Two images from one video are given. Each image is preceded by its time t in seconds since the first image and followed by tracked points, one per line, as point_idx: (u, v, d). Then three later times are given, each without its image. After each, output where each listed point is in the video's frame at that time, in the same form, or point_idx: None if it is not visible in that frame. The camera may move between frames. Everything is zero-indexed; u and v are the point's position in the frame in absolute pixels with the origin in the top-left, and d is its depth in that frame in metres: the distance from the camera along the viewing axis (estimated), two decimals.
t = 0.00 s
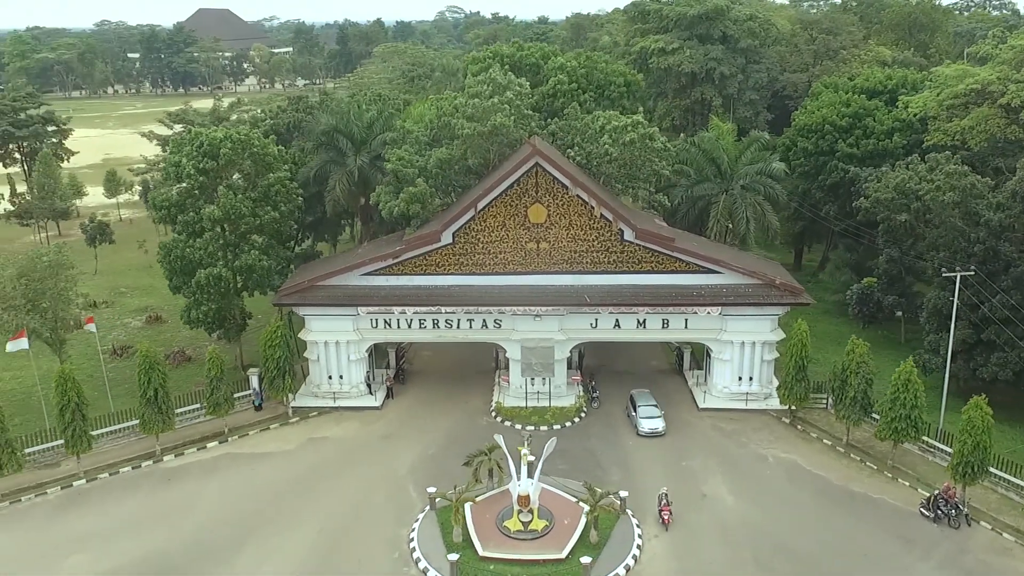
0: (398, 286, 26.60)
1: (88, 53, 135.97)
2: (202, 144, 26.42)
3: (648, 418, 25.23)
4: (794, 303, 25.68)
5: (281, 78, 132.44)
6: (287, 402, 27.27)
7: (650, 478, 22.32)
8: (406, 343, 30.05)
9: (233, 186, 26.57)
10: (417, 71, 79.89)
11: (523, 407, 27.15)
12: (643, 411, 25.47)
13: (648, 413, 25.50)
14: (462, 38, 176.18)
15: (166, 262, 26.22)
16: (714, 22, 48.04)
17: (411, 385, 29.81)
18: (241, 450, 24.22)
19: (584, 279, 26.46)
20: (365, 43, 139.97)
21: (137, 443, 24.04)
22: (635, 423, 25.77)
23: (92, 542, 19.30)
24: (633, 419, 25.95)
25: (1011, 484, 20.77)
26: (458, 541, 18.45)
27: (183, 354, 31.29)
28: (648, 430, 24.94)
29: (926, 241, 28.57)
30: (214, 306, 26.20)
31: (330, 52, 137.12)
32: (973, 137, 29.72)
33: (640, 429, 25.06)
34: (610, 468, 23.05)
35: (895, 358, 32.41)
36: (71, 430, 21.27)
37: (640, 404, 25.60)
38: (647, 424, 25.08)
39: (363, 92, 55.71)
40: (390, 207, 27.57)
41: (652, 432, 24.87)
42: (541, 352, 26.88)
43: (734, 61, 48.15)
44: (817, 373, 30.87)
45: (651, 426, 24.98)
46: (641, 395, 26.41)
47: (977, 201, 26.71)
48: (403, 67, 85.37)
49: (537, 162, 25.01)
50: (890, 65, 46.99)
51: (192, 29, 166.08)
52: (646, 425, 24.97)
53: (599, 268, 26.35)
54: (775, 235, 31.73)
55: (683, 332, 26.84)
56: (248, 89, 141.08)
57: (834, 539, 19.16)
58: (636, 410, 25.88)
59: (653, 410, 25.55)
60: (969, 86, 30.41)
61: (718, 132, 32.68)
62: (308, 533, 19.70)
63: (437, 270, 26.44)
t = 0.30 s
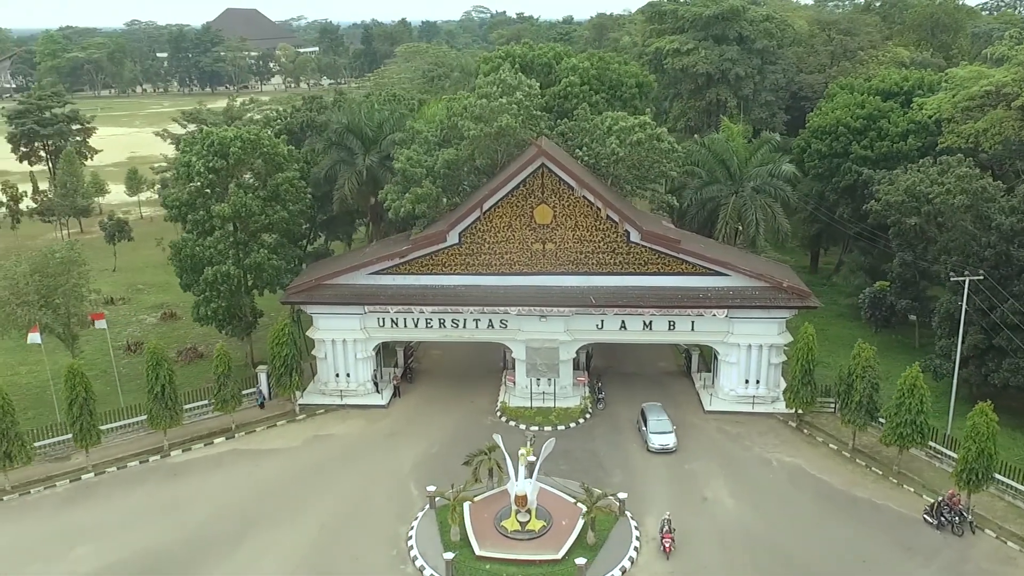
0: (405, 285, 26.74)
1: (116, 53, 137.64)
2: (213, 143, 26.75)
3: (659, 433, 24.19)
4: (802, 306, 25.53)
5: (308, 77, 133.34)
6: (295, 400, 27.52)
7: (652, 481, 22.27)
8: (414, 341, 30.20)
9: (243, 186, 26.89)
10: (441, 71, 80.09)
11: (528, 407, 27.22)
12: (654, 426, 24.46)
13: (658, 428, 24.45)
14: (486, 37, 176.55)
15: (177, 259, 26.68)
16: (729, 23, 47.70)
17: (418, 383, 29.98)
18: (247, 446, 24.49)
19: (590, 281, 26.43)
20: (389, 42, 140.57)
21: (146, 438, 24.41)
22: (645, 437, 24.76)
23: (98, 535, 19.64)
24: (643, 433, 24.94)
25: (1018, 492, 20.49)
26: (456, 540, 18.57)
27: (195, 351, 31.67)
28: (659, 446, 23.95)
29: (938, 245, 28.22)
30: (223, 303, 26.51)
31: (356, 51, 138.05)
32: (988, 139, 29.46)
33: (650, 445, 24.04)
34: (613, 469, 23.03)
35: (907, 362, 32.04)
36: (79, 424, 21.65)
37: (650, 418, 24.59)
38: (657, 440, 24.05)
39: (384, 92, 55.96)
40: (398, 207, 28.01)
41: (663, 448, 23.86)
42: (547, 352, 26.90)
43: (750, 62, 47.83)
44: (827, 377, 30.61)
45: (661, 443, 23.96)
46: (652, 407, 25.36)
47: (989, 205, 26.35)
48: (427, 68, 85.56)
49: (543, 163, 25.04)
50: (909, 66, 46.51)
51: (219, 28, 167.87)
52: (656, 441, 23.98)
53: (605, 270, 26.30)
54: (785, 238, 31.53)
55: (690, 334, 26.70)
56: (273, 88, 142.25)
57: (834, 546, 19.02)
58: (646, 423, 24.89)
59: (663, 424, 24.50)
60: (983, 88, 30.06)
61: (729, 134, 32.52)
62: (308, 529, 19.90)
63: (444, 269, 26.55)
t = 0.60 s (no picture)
0: (409, 284, 26.88)
1: (144, 53, 139.36)
2: (221, 142, 27.06)
3: (665, 452, 22.98)
4: (806, 309, 25.22)
5: (334, 76, 134.26)
6: (300, 397, 27.77)
7: (651, 483, 22.24)
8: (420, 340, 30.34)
9: (251, 184, 27.19)
10: (463, 71, 80.32)
11: (531, 407, 27.25)
12: (660, 443, 23.25)
13: (665, 444, 23.24)
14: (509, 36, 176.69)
15: (186, 256, 27.04)
16: (744, 23, 47.33)
17: (423, 382, 30.12)
18: (251, 442, 24.76)
19: (594, 281, 26.41)
20: (412, 42, 141.08)
21: (152, 433, 24.75)
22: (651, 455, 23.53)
23: (100, 528, 19.96)
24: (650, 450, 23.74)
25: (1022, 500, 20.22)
26: (450, 538, 18.68)
27: (205, 347, 32.03)
28: (666, 464, 22.75)
29: (948, 248, 27.91)
30: (230, 301, 26.81)
31: (381, 51, 138.91)
32: (1001, 141, 29.16)
33: (656, 463, 22.82)
34: (612, 471, 23.02)
35: (919, 366, 31.68)
36: (85, 419, 22.03)
37: (657, 435, 23.38)
38: (663, 457, 22.83)
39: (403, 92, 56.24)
40: (403, 207, 28.21)
41: (670, 467, 22.66)
42: (550, 353, 26.92)
43: (765, 62, 47.50)
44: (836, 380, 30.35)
45: (668, 461, 22.74)
46: (659, 424, 24.20)
47: (999, 208, 26.02)
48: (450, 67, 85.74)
49: (547, 164, 25.07)
50: (926, 67, 45.95)
51: (246, 28, 169.61)
52: (663, 460, 22.77)
53: (609, 270, 26.28)
54: (793, 239, 31.34)
55: (694, 336, 26.58)
56: (297, 87, 143.33)
57: (831, 551, 18.90)
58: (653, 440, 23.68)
59: (670, 441, 23.30)
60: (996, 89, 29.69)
61: (738, 134, 32.34)
62: (306, 526, 20.09)
63: (448, 269, 26.67)
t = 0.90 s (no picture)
0: (414, 283, 27.02)
1: (168, 52, 140.85)
2: (229, 142, 27.36)
3: (671, 471, 21.92)
4: (811, 312, 25.03)
5: (357, 76, 135.06)
6: (306, 394, 28.00)
7: (650, 484, 22.21)
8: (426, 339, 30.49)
9: (258, 183, 27.46)
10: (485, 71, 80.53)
11: (534, 407, 27.29)
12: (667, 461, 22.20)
13: (671, 463, 22.26)
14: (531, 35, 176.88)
15: (194, 253, 27.37)
16: (757, 24, 46.95)
17: (428, 381, 30.25)
18: (255, 439, 25.01)
19: (597, 282, 26.40)
20: (434, 41, 141.55)
21: (158, 428, 25.07)
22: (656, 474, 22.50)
23: (102, 521, 20.26)
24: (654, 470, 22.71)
25: None
26: (445, 537, 18.79)
27: (214, 344, 32.36)
28: (671, 483, 21.69)
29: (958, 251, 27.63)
30: (236, 298, 27.11)
31: (403, 51, 139.54)
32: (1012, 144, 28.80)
33: (661, 482, 21.78)
34: (612, 472, 23.02)
35: (929, 371, 31.33)
36: (91, 413, 22.37)
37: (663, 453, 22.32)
38: (669, 476, 21.82)
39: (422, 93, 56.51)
40: (409, 206, 28.44)
41: (675, 486, 21.61)
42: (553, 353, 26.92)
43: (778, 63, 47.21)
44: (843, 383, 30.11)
45: (674, 479, 21.72)
46: (667, 440, 23.15)
47: (1008, 211, 25.70)
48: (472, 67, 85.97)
49: (551, 164, 25.12)
50: (943, 68, 45.45)
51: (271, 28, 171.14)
52: (668, 478, 21.72)
53: (612, 271, 26.27)
54: (800, 241, 31.17)
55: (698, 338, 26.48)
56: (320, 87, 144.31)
57: (827, 556, 18.78)
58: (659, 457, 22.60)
59: (676, 459, 22.35)
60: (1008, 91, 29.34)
61: (747, 135, 32.18)
62: (304, 522, 20.26)
63: (452, 269, 26.79)
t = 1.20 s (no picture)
0: (417, 282, 27.15)
1: (193, 52, 142.28)
2: (236, 140, 27.66)
3: (672, 491, 20.69)
4: (814, 314, 24.85)
5: (381, 75, 135.46)
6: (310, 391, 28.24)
7: (647, 485, 22.17)
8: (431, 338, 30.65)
9: (264, 181, 27.72)
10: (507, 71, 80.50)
11: (536, 407, 27.32)
12: (667, 482, 20.93)
13: (672, 482, 20.97)
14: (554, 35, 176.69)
15: (201, 250, 27.71)
16: (772, 24, 46.60)
17: (433, 379, 30.40)
18: (258, 434, 25.26)
19: (600, 282, 26.37)
20: (457, 41, 141.75)
21: (163, 423, 25.41)
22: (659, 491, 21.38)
23: (104, 513, 20.58)
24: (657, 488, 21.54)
25: None
26: (439, 534, 18.91)
27: (222, 340, 32.70)
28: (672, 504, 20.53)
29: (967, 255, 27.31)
30: (242, 295, 27.40)
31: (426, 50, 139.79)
32: None
33: (661, 503, 20.63)
34: (610, 472, 23.00)
35: (938, 375, 30.97)
36: (96, 407, 22.74)
37: (664, 473, 21.03)
38: (669, 496, 20.62)
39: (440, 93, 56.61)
40: (414, 204, 28.63)
41: (676, 507, 20.45)
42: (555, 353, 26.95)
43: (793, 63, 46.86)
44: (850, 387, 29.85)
45: (674, 500, 20.52)
46: (670, 457, 21.87)
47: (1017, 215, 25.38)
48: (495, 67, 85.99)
49: (553, 164, 25.14)
50: (960, 69, 44.89)
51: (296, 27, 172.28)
52: (668, 500, 20.53)
53: (615, 272, 26.23)
54: (808, 242, 30.99)
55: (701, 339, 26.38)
56: (343, 86, 145.03)
57: (822, 561, 18.66)
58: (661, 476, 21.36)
59: (678, 477, 21.02)
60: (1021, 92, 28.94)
61: (755, 136, 31.99)
62: (301, 518, 20.45)
63: (456, 268, 26.89)
